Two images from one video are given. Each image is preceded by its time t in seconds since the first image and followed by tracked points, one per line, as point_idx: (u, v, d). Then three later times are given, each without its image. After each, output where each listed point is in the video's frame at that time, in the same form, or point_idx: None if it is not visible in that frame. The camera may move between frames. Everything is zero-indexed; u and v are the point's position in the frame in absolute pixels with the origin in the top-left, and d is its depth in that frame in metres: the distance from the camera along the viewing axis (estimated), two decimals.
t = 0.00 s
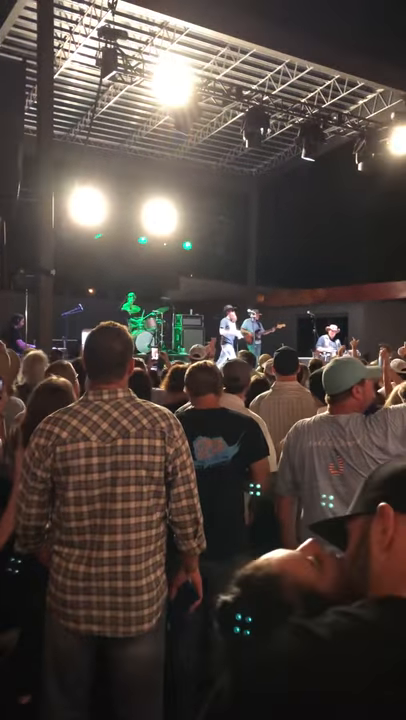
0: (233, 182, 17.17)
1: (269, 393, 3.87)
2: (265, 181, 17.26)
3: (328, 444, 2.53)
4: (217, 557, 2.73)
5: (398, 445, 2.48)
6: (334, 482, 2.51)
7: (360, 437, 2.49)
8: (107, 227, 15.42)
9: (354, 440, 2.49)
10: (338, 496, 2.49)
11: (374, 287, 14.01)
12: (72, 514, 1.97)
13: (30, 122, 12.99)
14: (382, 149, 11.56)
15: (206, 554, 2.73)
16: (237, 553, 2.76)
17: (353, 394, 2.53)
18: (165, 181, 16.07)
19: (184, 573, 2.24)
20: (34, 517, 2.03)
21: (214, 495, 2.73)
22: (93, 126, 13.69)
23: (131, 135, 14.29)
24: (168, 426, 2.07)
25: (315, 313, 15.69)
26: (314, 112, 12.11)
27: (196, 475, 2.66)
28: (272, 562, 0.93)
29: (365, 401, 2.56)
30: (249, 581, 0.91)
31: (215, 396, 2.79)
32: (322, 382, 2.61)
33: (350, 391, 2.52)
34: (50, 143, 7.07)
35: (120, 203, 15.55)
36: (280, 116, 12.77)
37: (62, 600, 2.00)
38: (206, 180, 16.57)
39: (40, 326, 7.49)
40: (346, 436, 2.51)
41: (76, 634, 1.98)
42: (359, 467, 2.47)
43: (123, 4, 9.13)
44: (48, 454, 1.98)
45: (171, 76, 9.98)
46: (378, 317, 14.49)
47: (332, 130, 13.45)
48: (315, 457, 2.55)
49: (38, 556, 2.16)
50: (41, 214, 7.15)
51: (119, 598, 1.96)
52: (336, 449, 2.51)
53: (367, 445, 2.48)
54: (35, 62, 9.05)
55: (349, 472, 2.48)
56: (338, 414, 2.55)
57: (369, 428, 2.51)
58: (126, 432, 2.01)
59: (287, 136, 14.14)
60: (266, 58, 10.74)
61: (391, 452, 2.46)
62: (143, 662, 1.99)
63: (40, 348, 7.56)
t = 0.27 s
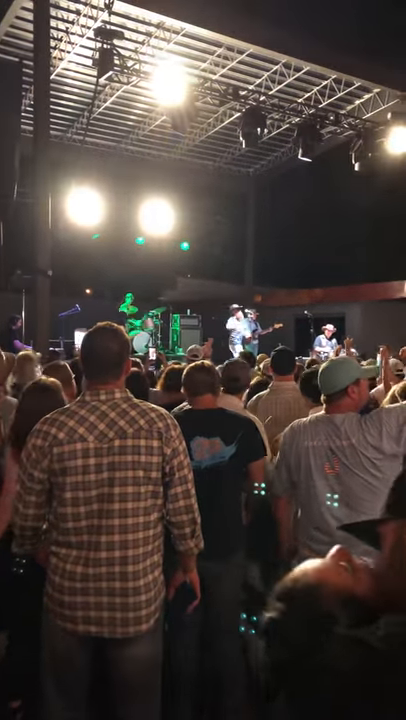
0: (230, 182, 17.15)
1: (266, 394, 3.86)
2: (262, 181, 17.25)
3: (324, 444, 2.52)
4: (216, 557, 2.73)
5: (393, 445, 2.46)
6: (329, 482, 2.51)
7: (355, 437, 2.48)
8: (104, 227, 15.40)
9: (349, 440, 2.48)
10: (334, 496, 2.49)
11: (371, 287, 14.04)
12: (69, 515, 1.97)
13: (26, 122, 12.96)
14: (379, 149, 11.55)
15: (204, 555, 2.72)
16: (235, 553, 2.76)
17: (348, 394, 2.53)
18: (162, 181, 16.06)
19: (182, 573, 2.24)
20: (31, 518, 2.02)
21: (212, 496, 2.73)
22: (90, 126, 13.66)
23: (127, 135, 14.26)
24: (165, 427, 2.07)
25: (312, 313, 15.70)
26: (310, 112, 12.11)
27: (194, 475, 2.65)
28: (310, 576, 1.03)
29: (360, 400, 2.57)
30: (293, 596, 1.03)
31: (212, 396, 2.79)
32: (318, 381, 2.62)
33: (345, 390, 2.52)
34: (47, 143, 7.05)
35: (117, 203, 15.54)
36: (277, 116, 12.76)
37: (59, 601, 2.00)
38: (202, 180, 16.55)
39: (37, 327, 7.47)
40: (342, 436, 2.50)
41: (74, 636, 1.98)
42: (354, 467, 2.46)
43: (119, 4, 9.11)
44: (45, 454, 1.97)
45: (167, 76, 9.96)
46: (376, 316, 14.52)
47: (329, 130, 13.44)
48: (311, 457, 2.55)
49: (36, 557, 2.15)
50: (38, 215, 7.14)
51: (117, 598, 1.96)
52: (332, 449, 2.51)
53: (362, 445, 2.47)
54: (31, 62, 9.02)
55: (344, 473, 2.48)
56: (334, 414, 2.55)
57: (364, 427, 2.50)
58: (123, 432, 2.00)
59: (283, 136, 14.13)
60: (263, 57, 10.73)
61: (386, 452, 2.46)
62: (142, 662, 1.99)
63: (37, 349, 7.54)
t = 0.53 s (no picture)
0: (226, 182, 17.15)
1: (263, 394, 3.86)
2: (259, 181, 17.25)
3: (319, 443, 2.53)
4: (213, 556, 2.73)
5: (386, 445, 2.45)
6: (324, 480, 2.52)
7: (349, 436, 2.47)
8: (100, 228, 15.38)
9: (343, 439, 2.48)
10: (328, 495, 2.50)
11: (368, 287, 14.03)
12: (66, 516, 1.97)
13: (23, 123, 12.93)
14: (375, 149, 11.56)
15: (201, 554, 2.71)
16: (233, 552, 2.76)
17: (343, 394, 2.54)
18: (158, 182, 16.06)
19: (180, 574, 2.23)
20: (28, 518, 2.02)
21: (209, 496, 2.72)
22: (86, 126, 13.64)
23: (124, 136, 14.23)
24: (162, 427, 2.06)
25: (309, 313, 15.70)
26: (306, 112, 12.14)
27: (191, 475, 2.65)
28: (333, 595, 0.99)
29: (357, 401, 2.57)
30: (319, 616, 0.96)
31: (209, 397, 2.79)
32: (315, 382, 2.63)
33: (340, 390, 2.53)
34: (43, 144, 7.03)
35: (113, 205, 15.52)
36: (273, 117, 12.77)
37: (57, 602, 1.99)
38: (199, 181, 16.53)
39: (34, 328, 7.46)
40: (336, 435, 2.50)
41: (71, 636, 1.98)
42: (348, 466, 2.46)
43: (115, 4, 9.09)
44: (42, 455, 1.97)
45: (163, 76, 9.94)
46: (372, 316, 14.54)
47: (325, 130, 13.43)
48: (306, 456, 2.56)
49: (32, 559, 2.15)
50: (35, 216, 7.14)
51: (114, 599, 1.95)
52: (326, 448, 2.51)
53: (356, 445, 2.46)
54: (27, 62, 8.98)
55: (338, 473, 2.48)
56: (329, 414, 2.56)
57: (358, 427, 2.48)
58: (120, 433, 2.00)
59: (280, 136, 14.13)
60: (259, 58, 10.72)
61: (379, 452, 2.44)
62: (140, 663, 1.99)
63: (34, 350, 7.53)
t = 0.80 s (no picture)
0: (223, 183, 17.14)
1: (260, 395, 3.87)
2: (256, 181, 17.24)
3: (314, 443, 2.54)
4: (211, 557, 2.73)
5: (381, 445, 2.46)
6: (319, 480, 2.53)
7: (344, 436, 2.48)
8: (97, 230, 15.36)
9: (338, 439, 2.49)
10: (324, 494, 2.51)
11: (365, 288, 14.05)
12: (64, 516, 1.97)
13: (19, 124, 12.92)
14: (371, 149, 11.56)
15: (199, 555, 2.71)
16: (230, 553, 2.76)
17: (338, 394, 2.53)
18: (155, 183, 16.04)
19: (178, 575, 2.23)
20: (26, 520, 2.02)
21: (206, 497, 2.72)
22: (83, 128, 13.62)
23: (121, 137, 14.22)
24: (159, 428, 2.07)
25: (306, 313, 15.72)
26: (303, 113, 12.13)
27: (188, 476, 2.65)
28: (326, 570, 1.08)
29: (353, 401, 2.56)
30: (309, 586, 1.06)
31: (206, 398, 2.79)
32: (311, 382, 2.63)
33: (336, 391, 2.53)
34: (39, 146, 7.03)
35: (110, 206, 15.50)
36: (270, 117, 12.77)
37: (55, 603, 1.99)
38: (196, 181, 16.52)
39: (32, 331, 7.46)
40: (331, 436, 2.51)
41: (69, 637, 1.97)
42: (343, 466, 2.47)
43: (111, 5, 9.08)
44: (39, 457, 1.97)
45: (160, 76, 9.92)
46: (370, 316, 14.57)
47: (322, 130, 13.42)
48: (301, 456, 2.57)
49: (30, 560, 2.15)
50: (32, 218, 7.14)
51: (112, 600, 1.95)
52: (322, 449, 2.52)
53: (350, 445, 2.47)
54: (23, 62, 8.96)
55: (334, 473, 2.49)
56: (324, 414, 2.56)
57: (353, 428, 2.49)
58: (117, 434, 2.00)
59: (276, 137, 14.13)
60: (255, 58, 10.71)
61: (374, 452, 2.45)
62: (139, 663, 1.99)
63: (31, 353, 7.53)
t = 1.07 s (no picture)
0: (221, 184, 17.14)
1: (257, 395, 3.87)
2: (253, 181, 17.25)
3: (311, 444, 2.55)
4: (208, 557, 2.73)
5: (377, 446, 2.46)
6: (316, 481, 2.54)
7: (340, 437, 2.49)
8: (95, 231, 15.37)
9: (334, 440, 2.50)
10: (320, 494, 2.52)
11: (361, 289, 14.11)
12: (62, 518, 1.96)
13: (16, 125, 12.90)
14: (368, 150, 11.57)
15: (197, 556, 2.71)
16: (227, 554, 2.76)
17: (336, 395, 2.54)
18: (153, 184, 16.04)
19: (176, 576, 2.24)
20: (24, 521, 2.02)
21: (204, 498, 2.72)
22: (80, 129, 13.60)
23: (118, 138, 14.22)
24: (156, 429, 2.07)
25: (304, 314, 15.73)
26: (300, 114, 12.14)
27: (185, 477, 2.65)
28: (301, 525, 0.98)
29: (351, 401, 2.56)
30: (284, 535, 0.96)
31: (204, 399, 2.79)
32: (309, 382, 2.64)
33: (332, 392, 2.53)
34: (37, 148, 7.03)
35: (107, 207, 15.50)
36: (267, 118, 12.79)
37: (52, 604, 1.99)
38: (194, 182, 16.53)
39: (29, 331, 7.45)
40: (327, 436, 2.52)
41: (67, 638, 1.97)
42: (339, 466, 2.48)
43: (109, 7, 9.08)
44: (36, 458, 1.97)
45: (157, 78, 9.93)
46: (367, 316, 14.59)
47: (320, 131, 13.38)
48: (298, 457, 2.58)
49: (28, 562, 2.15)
50: (28, 219, 7.13)
51: (109, 602, 1.95)
52: (318, 449, 2.53)
53: (346, 446, 2.47)
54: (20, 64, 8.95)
55: (330, 473, 2.50)
56: (321, 415, 2.57)
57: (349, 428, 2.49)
58: (114, 435, 2.00)
59: (274, 139, 14.13)
60: (252, 59, 10.71)
61: (369, 454, 2.45)
62: (136, 664, 1.99)
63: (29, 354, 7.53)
